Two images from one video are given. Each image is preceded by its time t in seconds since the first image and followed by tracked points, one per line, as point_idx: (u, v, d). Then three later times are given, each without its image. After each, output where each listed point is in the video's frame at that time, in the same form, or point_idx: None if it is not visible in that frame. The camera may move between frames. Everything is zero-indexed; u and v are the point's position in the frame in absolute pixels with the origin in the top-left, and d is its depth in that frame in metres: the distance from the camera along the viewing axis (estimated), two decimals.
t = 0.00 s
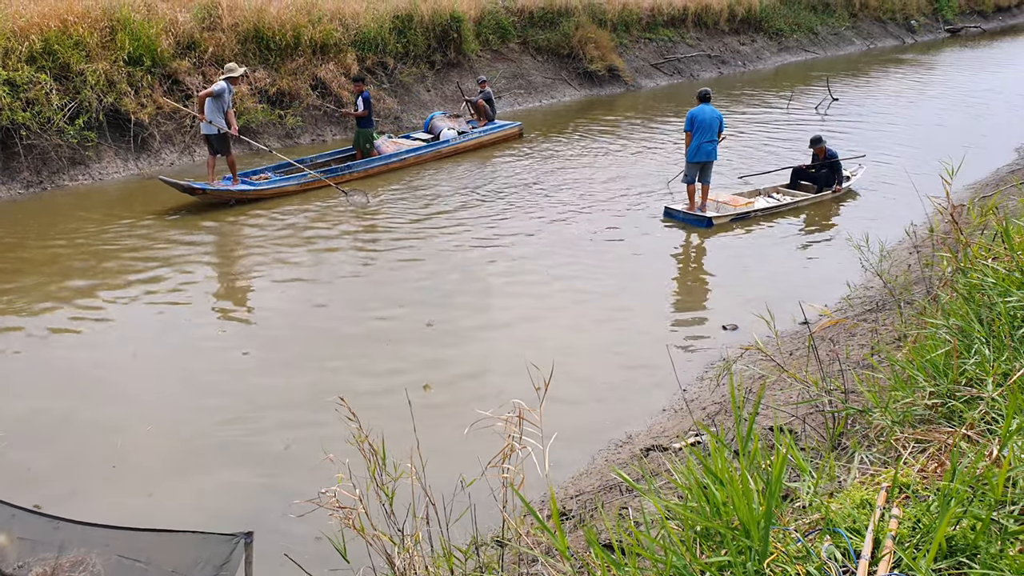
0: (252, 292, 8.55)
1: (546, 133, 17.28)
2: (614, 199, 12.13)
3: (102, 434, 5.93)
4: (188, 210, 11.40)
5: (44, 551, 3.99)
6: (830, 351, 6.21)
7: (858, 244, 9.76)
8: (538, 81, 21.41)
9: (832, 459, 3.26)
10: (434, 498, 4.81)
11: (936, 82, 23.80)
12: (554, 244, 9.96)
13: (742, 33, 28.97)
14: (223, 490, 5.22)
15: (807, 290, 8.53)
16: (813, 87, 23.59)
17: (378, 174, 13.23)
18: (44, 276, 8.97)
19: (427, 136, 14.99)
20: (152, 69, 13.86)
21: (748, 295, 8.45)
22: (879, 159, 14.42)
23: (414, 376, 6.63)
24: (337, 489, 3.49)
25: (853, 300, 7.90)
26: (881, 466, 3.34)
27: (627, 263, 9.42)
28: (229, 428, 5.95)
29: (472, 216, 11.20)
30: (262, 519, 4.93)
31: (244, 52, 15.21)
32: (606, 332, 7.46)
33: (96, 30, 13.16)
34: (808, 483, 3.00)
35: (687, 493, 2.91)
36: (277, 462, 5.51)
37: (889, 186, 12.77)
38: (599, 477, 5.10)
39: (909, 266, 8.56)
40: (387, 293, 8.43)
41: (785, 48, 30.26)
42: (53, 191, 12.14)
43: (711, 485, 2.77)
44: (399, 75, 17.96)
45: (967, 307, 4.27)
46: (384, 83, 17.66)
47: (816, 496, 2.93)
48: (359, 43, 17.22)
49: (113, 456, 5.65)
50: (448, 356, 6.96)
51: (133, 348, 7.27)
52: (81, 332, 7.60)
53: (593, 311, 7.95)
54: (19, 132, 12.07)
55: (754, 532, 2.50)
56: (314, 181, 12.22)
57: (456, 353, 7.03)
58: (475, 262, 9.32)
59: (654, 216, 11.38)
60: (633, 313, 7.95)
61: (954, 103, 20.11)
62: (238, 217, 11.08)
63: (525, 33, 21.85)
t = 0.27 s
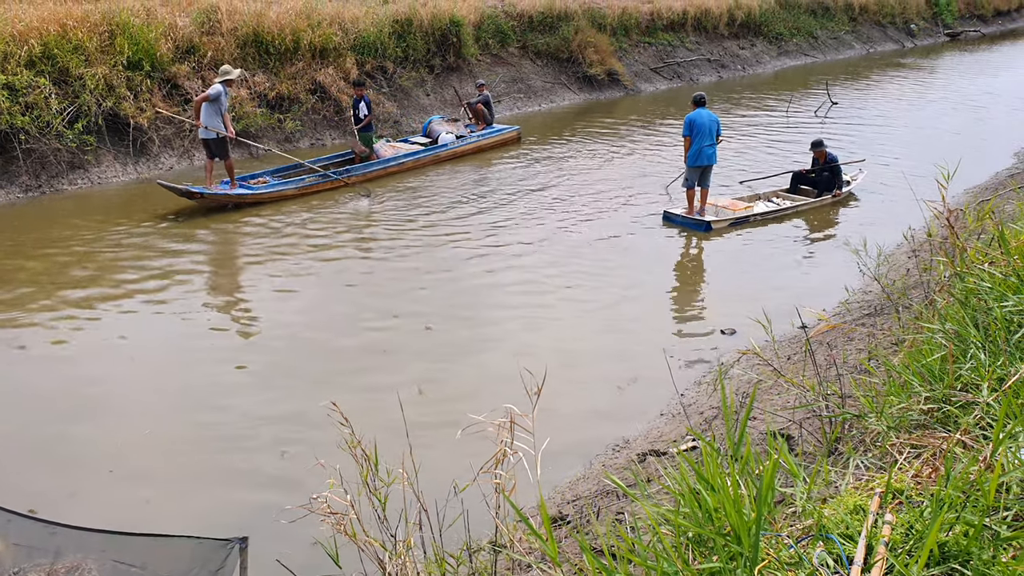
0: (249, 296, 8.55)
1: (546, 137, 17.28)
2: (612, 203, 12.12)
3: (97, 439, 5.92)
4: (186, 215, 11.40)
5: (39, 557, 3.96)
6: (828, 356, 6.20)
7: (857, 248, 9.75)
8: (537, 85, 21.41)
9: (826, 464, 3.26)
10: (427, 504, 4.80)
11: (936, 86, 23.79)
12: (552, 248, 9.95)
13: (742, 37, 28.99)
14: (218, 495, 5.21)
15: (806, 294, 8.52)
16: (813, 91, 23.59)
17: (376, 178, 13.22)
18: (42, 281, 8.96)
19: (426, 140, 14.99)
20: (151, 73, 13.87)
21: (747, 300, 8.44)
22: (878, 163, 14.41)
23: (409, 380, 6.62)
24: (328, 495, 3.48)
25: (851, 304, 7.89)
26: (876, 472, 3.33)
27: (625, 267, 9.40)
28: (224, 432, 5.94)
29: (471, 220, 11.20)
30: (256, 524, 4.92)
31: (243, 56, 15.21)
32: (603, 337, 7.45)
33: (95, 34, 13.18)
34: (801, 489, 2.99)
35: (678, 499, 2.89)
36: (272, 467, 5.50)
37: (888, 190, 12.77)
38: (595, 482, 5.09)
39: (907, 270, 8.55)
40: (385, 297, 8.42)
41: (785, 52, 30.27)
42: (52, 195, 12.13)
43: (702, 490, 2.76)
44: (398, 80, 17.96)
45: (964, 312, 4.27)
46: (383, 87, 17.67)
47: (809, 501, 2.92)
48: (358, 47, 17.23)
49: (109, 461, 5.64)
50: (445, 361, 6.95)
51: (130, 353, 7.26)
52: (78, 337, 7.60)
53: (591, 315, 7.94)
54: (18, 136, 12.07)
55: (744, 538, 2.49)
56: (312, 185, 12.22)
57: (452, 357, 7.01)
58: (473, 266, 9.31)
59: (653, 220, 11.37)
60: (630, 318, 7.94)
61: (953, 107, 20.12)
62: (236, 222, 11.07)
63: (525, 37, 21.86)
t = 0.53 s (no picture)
0: (247, 302, 8.54)
1: (545, 143, 17.27)
2: (611, 209, 12.11)
3: (94, 444, 5.91)
4: (184, 221, 11.40)
5: (35, 564, 3.94)
6: (826, 363, 6.18)
7: (856, 255, 9.73)
8: (537, 91, 21.43)
9: (820, 471, 3.25)
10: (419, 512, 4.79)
11: (936, 92, 23.79)
12: (551, 255, 9.94)
13: (742, 44, 29.01)
14: (213, 501, 5.20)
15: (805, 301, 8.50)
16: (813, 97, 23.59)
17: (375, 184, 13.22)
18: (40, 286, 8.96)
19: (424, 146, 14.99)
20: (150, 79, 13.87)
21: (745, 306, 8.42)
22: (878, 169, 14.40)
23: (406, 386, 6.60)
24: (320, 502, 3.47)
25: (850, 311, 7.87)
26: (871, 479, 3.33)
27: (623, 273, 9.39)
28: (221, 438, 5.93)
29: (470, 226, 11.19)
30: (252, 530, 4.91)
31: (243, 62, 15.23)
32: (601, 343, 7.44)
33: (95, 40, 13.19)
34: (794, 496, 2.99)
35: (670, 507, 2.89)
36: (269, 473, 5.49)
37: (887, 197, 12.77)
38: (592, 489, 5.07)
39: (906, 276, 8.54)
40: (383, 303, 8.41)
41: (785, 58, 30.29)
42: (51, 201, 12.13)
43: (694, 497, 2.75)
44: (398, 86, 17.97)
45: (961, 319, 4.26)
46: (383, 93, 17.68)
47: (802, 508, 2.92)
48: (358, 53, 17.24)
49: (106, 467, 5.63)
50: (442, 367, 6.94)
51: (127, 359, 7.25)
52: (75, 342, 7.59)
53: (589, 322, 7.92)
54: (17, 142, 12.08)
55: (734, 545, 2.49)
56: (310, 191, 12.22)
57: (450, 364, 7.00)
58: (471, 272, 9.30)
59: (652, 226, 11.36)
60: (629, 324, 7.93)
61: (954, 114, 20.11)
62: (235, 228, 11.07)
63: (525, 44, 21.88)
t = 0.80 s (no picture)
0: (259, 305, 8.57)
1: (557, 146, 17.27)
2: (622, 212, 12.10)
3: (107, 446, 5.93)
4: (197, 224, 11.45)
5: (48, 564, 3.97)
6: (838, 366, 6.15)
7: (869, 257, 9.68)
8: (549, 94, 21.43)
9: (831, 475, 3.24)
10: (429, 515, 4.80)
11: (951, 95, 23.66)
12: (563, 258, 9.94)
13: (755, 46, 28.94)
14: (225, 503, 5.21)
15: (818, 304, 8.46)
16: (826, 100, 23.50)
17: (386, 188, 13.25)
18: (54, 289, 9.03)
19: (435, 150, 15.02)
20: (164, 83, 13.95)
21: (758, 310, 8.39)
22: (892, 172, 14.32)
23: (417, 389, 6.61)
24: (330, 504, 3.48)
25: (863, 314, 7.83)
26: (883, 483, 3.31)
27: (635, 276, 9.38)
28: (233, 440, 5.95)
29: (481, 229, 11.20)
30: (263, 532, 4.92)
31: (257, 66, 15.30)
32: (612, 346, 7.43)
33: (109, 44, 13.28)
34: (805, 500, 2.98)
35: (680, 510, 2.89)
36: (280, 475, 5.50)
37: (900, 199, 12.72)
38: (602, 493, 5.06)
39: (920, 279, 8.50)
40: (394, 306, 8.42)
41: (799, 60, 30.19)
42: (66, 204, 12.21)
43: (703, 501, 2.75)
44: (411, 89, 18.00)
45: (974, 321, 4.24)
46: (396, 96, 17.72)
47: (812, 512, 2.91)
48: (371, 57, 17.29)
49: (119, 469, 5.66)
50: (453, 370, 6.94)
51: (141, 361, 7.28)
52: (89, 345, 7.64)
53: (600, 324, 7.91)
54: (32, 146, 12.17)
55: (742, 549, 2.48)
56: (322, 195, 12.26)
57: (460, 366, 7.01)
58: (483, 275, 9.30)
59: (664, 229, 11.34)
60: (640, 326, 7.91)
61: (969, 116, 19.99)
62: (247, 231, 11.12)
63: (537, 47, 21.89)
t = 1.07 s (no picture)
0: (274, 308, 8.60)
1: (571, 149, 17.26)
2: (636, 215, 12.08)
3: (124, 448, 5.96)
4: (212, 227, 11.51)
5: (64, 565, 4.00)
6: (854, 369, 6.12)
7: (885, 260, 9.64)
8: (563, 97, 21.43)
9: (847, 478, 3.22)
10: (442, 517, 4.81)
11: (967, 96, 23.52)
12: (576, 260, 9.94)
13: (769, 48, 28.85)
14: (240, 505, 5.23)
15: (833, 306, 8.42)
16: (841, 102, 23.40)
17: (398, 191, 13.28)
18: (71, 292, 9.10)
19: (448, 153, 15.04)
20: (180, 87, 14.02)
21: (773, 312, 8.36)
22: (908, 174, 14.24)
23: (431, 392, 6.62)
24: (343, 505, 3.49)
25: (880, 316, 7.79)
26: (899, 486, 3.30)
27: (649, 279, 9.36)
28: (247, 443, 5.96)
29: (495, 232, 11.21)
30: (276, 534, 4.94)
31: (271, 70, 15.37)
32: (627, 349, 7.42)
33: (125, 48, 13.36)
34: (820, 504, 2.97)
35: (693, 513, 2.89)
36: (294, 478, 5.52)
37: (916, 201, 12.65)
38: (617, 495, 5.05)
39: (936, 282, 8.45)
40: (408, 309, 8.44)
41: (813, 62, 30.09)
42: (82, 208, 12.29)
43: (716, 504, 2.74)
44: (424, 92, 18.04)
45: (990, 324, 4.21)
46: (409, 100, 17.76)
47: (827, 516, 2.89)
48: (385, 60, 17.33)
49: (135, 470, 5.69)
50: (466, 373, 6.94)
51: (157, 364, 7.32)
52: (105, 347, 7.69)
53: (614, 327, 7.91)
54: (48, 150, 12.26)
55: (756, 552, 2.47)
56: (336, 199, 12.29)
57: (474, 369, 7.02)
58: (497, 278, 9.31)
59: (678, 231, 11.32)
60: (653, 329, 7.90)
61: (986, 118, 19.86)
62: (261, 234, 11.17)
63: (551, 49, 21.89)
